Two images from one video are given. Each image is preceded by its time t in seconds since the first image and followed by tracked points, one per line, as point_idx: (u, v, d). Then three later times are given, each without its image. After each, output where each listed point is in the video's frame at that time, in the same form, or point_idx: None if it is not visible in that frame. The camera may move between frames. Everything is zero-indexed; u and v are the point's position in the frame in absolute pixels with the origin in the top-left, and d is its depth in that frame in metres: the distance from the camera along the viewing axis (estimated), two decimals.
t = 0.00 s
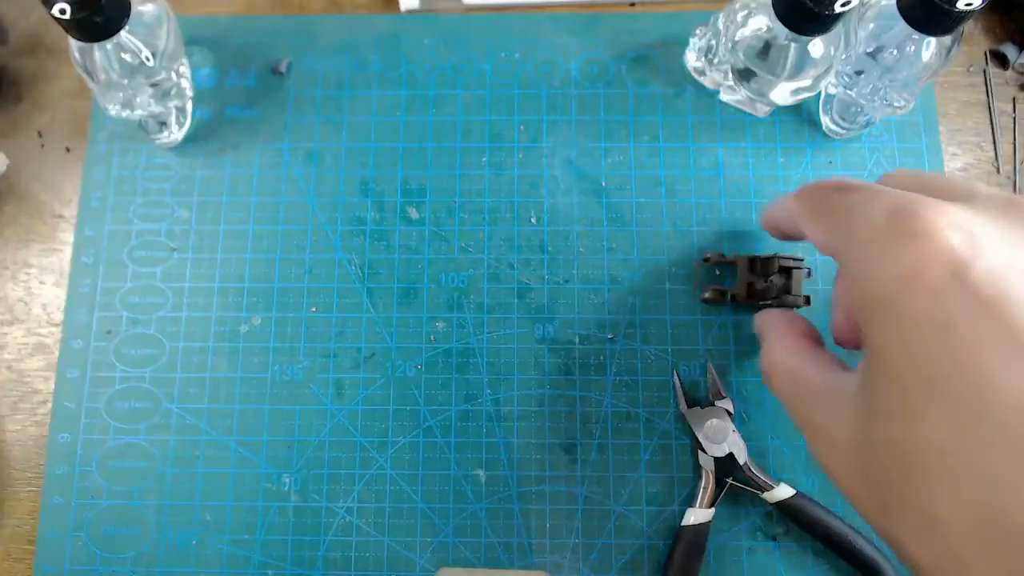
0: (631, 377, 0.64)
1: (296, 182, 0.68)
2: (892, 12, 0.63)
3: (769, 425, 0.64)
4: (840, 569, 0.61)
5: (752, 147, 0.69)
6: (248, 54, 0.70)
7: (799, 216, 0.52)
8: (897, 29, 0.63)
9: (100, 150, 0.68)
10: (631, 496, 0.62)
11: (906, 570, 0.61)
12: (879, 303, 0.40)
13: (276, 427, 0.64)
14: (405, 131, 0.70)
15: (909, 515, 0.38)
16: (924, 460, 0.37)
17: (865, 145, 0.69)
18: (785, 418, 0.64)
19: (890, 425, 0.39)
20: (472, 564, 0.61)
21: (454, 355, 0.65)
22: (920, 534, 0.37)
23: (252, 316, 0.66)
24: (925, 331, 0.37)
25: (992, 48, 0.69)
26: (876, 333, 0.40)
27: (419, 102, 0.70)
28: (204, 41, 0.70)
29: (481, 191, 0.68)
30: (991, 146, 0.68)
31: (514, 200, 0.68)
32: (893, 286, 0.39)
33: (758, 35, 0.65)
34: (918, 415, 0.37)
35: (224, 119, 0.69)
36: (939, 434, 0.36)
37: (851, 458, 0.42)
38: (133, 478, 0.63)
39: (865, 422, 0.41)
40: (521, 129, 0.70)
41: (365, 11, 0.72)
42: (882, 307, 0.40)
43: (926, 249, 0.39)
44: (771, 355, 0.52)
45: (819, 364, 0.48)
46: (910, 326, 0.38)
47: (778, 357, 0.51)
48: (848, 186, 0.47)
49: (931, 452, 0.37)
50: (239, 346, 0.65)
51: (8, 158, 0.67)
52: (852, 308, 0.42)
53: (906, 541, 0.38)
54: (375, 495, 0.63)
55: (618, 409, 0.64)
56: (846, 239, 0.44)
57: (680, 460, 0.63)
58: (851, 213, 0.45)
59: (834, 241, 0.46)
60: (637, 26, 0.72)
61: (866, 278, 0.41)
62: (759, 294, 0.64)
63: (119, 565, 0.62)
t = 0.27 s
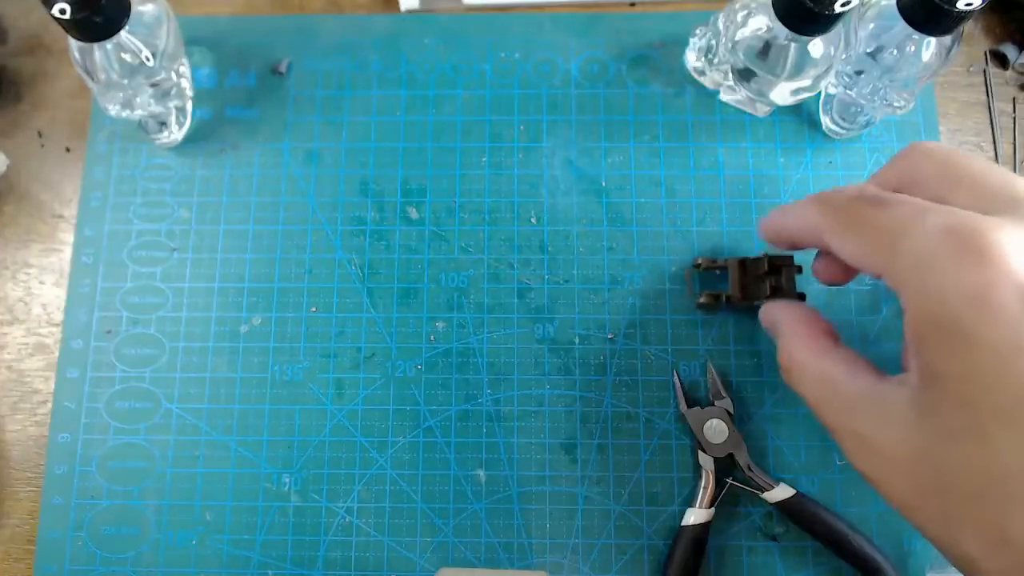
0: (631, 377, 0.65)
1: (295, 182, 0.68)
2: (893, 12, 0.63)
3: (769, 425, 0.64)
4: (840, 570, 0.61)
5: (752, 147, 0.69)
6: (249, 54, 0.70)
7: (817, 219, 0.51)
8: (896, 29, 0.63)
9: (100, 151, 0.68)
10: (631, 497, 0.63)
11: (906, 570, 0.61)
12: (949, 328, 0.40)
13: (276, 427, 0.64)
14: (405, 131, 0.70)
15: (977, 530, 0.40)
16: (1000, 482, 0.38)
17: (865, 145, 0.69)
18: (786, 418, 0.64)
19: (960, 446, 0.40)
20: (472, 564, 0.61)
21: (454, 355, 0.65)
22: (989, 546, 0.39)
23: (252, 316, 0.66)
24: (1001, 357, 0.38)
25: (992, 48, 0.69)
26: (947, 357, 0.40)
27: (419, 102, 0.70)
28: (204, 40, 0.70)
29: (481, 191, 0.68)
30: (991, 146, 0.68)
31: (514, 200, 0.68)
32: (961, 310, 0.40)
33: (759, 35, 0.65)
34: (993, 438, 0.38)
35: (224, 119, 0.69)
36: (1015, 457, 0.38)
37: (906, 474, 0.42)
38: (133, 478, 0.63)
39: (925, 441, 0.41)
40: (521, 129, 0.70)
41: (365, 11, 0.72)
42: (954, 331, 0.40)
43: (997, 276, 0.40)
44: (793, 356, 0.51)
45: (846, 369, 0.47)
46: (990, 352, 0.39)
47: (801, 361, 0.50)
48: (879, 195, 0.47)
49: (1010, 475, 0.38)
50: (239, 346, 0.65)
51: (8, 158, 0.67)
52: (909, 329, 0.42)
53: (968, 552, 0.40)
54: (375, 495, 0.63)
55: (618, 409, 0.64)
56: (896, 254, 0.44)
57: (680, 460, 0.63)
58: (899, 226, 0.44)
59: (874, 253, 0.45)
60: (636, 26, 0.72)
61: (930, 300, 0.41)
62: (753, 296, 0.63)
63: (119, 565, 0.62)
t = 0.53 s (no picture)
0: (631, 377, 0.65)
1: (295, 182, 0.68)
2: (893, 12, 0.63)
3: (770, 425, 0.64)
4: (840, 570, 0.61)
5: (752, 147, 0.69)
6: (249, 54, 0.70)
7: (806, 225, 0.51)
8: (896, 29, 0.63)
9: (102, 151, 0.68)
10: (631, 497, 0.62)
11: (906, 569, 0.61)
12: (939, 333, 0.40)
13: (276, 427, 0.64)
14: (405, 131, 0.70)
15: (966, 530, 0.40)
16: (988, 481, 0.39)
17: (866, 145, 0.69)
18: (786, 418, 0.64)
19: (951, 447, 0.40)
20: (472, 564, 0.61)
21: (454, 355, 0.65)
22: (977, 545, 0.40)
23: (252, 316, 0.66)
24: (990, 361, 0.39)
25: (992, 48, 0.69)
26: (937, 361, 0.40)
27: (419, 102, 0.70)
28: (204, 40, 0.70)
29: (481, 191, 0.68)
30: (991, 146, 0.68)
31: (514, 200, 0.68)
32: (951, 315, 0.40)
33: (759, 35, 0.65)
34: (981, 438, 0.39)
35: (224, 119, 0.69)
36: (1001, 456, 0.38)
37: (896, 477, 0.42)
38: (133, 478, 0.63)
39: (916, 443, 0.41)
40: (521, 129, 0.70)
41: (365, 12, 0.72)
42: (945, 336, 0.40)
43: (985, 283, 0.40)
44: (778, 361, 0.50)
45: (834, 373, 0.47)
46: (980, 355, 0.39)
47: (787, 366, 0.49)
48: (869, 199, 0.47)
49: (998, 476, 0.38)
50: (239, 346, 0.65)
51: (8, 158, 0.67)
52: (900, 334, 0.42)
53: (955, 552, 0.41)
54: (375, 495, 0.63)
55: (618, 409, 0.64)
56: (889, 259, 0.44)
57: (680, 460, 0.63)
58: (891, 232, 0.44)
59: (866, 258, 0.45)
60: (636, 26, 0.72)
61: (922, 304, 0.41)
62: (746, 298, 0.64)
63: (119, 565, 0.62)
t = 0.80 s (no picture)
0: (631, 377, 0.65)
1: (295, 182, 0.68)
2: (893, 12, 0.63)
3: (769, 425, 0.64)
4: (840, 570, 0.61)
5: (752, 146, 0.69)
6: (248, 54, 0.70)
7: (750, 221, 0.50)
8: (897, 29, 0.63)
9: (102, 151, 0.68)
10: (631, 497, 0.63)
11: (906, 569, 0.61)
12: (861, 324, 0.40)
13: (276, 427, 0.64)
14: (405, 131, 0.70)
15: (895, 520, 0.39)
16: (915, 470, 0.38)
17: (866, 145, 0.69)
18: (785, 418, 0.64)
19: (877, 436, 0.39)
20: (473, 564, 0.61)
21: (454, 355, 0.65)
22: (905, 536, 0.38)
23: (252, 316, 0.66)
24: (914, 351, 0.38)
25: (992, 48, 0.69)
26: (861, 352, 0.39)
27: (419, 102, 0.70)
28: (204, 40, 0.70)
29: (480, 191, 0.68)
30: (991, 146, 0.68)
31: (514, 200, 0.68)
32: (872, 307, 0.39)
33: (759, 35, 0.65)
34: (907, 427, 0.38)
35: (224, 119, 0.69)
36: (926, 444, 0.37)
37: (826, 469, 0.41)
38: (134, 478, 0.63)
39: (845, 435, 0.40)
40: (521, 129, 0.70)
41: (365, 11, 0.72)
42: (866, 327, 0.39)
43: (905, 274, 0.39)
44: (720, 360, 0.50)
45: (771, 371, 0.46)
46: (900, 345, 0.38)
47: (730, 365, 0.49)
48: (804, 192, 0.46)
49: (923, 465, 0.37)
50: (239, 346, 0.65)
51: (7, 158, 0.67)
52: (826, 327, 0.41)
53: (888, 544, 0.39)
54: (375, 495, 0.63)
55: (618, 409, 0.64)
56: (817, 253, 0.43)
57: (680, 460, 0.63)
58: (819, 226, 0.44)
59: (796, 255, 0.44)
60: (636, 26, 0.72)
61: (844, 297, 0.40)
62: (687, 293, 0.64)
63: (119, 565, 0.62)
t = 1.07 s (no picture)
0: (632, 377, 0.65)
1: (295, 182, 0.68)
2: (893, 12, 0.63)
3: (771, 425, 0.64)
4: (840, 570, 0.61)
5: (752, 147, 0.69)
6: (249, 54, 0.70)
7: (636, 211, 0.48)
8: (897, 30, 0.64)
9: (100, 152, 0.68)
10: (631, 497, 0.63)
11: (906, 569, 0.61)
12: (740, 318, 0.38)
13: (276, 427, 0.64)
14: (405, 131, 0.70)
15: (792, 509, 0.38)
16: (806, 458, 0.37)
17: (866, 145, 0.69)
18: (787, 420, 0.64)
19: (766, 427, 0.38)
20: (473, 564, 0.61)
21: (454, 355, 0.65)
22: (802, 524, 0.38)
23: (252, 316, 0.66)
24: (789, 340, 0.37)
25: (992, 48, 0.69)
26: (744, 346, 0.38)
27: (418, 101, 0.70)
28: (204, 40, 0.70)
29: (480, 191, 0.68)
30: (991, 146, 0.68)
31: (514, 200, 0.68)
32: (751, 299, 0.37)
33: (759, 35, 0.65)
34: (790, 415, 0.37)
35: (224, 119, 0.69)
36: (809, 431, 0.36)
37: (724, 464, 0.40)
38: (134, 477, 0.63)
39: (736, 428, 0.39)
40: (521, 129, 0.70)
41: (365, 11, 0.72)
42: (744, 317, 0.38)
43: (770, 262, 0.37)
44: (611, 353, 0.47)
45: (665, 363, 0.44)
46: (777, 334, 0.37)
47: (627, 361, 0.46)
48: (685, 181, 0.44)
49: (810, 451, 0.37)
50: (239, 346, 0.65)
51: (7, 157, 0.67)
52: (709, 321, 0.39)
53: (787, 530, 0.39)
54: (375, 495, 0.63)
55: (618, 409, 0.64)
56: (690, 245, 0.41)
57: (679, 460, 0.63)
58: (693, 219, 0.41)
59: (677, 247, 0.42)
60: (636, 26, 0.72)
61: (721, 292, 0.38)
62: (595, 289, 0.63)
63: (119, 565, 0.62)
